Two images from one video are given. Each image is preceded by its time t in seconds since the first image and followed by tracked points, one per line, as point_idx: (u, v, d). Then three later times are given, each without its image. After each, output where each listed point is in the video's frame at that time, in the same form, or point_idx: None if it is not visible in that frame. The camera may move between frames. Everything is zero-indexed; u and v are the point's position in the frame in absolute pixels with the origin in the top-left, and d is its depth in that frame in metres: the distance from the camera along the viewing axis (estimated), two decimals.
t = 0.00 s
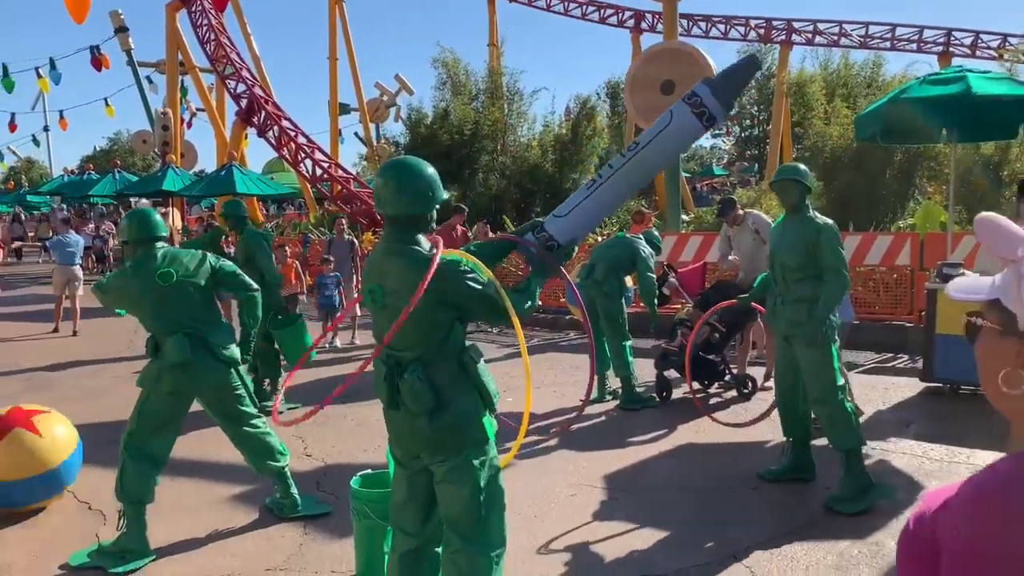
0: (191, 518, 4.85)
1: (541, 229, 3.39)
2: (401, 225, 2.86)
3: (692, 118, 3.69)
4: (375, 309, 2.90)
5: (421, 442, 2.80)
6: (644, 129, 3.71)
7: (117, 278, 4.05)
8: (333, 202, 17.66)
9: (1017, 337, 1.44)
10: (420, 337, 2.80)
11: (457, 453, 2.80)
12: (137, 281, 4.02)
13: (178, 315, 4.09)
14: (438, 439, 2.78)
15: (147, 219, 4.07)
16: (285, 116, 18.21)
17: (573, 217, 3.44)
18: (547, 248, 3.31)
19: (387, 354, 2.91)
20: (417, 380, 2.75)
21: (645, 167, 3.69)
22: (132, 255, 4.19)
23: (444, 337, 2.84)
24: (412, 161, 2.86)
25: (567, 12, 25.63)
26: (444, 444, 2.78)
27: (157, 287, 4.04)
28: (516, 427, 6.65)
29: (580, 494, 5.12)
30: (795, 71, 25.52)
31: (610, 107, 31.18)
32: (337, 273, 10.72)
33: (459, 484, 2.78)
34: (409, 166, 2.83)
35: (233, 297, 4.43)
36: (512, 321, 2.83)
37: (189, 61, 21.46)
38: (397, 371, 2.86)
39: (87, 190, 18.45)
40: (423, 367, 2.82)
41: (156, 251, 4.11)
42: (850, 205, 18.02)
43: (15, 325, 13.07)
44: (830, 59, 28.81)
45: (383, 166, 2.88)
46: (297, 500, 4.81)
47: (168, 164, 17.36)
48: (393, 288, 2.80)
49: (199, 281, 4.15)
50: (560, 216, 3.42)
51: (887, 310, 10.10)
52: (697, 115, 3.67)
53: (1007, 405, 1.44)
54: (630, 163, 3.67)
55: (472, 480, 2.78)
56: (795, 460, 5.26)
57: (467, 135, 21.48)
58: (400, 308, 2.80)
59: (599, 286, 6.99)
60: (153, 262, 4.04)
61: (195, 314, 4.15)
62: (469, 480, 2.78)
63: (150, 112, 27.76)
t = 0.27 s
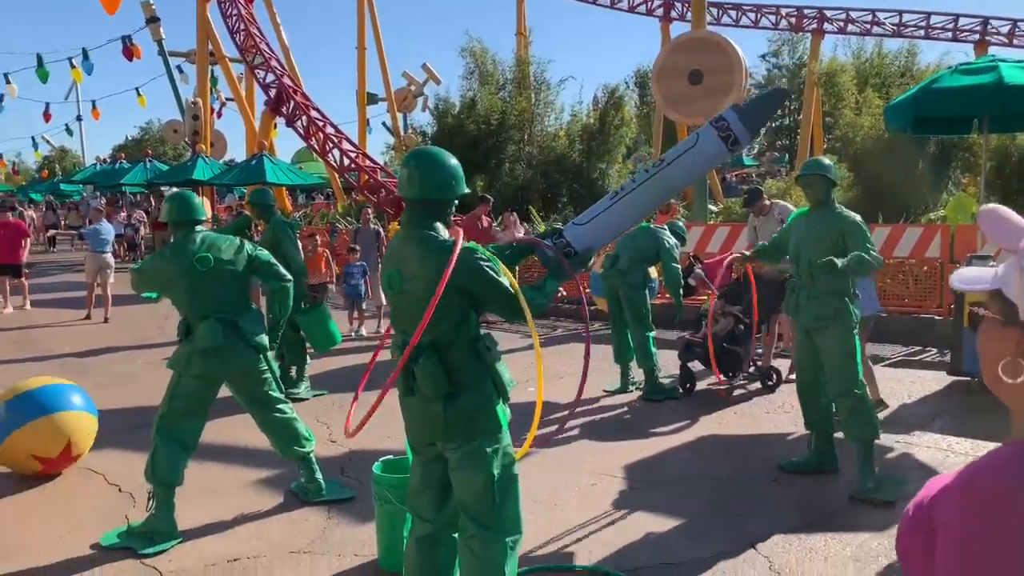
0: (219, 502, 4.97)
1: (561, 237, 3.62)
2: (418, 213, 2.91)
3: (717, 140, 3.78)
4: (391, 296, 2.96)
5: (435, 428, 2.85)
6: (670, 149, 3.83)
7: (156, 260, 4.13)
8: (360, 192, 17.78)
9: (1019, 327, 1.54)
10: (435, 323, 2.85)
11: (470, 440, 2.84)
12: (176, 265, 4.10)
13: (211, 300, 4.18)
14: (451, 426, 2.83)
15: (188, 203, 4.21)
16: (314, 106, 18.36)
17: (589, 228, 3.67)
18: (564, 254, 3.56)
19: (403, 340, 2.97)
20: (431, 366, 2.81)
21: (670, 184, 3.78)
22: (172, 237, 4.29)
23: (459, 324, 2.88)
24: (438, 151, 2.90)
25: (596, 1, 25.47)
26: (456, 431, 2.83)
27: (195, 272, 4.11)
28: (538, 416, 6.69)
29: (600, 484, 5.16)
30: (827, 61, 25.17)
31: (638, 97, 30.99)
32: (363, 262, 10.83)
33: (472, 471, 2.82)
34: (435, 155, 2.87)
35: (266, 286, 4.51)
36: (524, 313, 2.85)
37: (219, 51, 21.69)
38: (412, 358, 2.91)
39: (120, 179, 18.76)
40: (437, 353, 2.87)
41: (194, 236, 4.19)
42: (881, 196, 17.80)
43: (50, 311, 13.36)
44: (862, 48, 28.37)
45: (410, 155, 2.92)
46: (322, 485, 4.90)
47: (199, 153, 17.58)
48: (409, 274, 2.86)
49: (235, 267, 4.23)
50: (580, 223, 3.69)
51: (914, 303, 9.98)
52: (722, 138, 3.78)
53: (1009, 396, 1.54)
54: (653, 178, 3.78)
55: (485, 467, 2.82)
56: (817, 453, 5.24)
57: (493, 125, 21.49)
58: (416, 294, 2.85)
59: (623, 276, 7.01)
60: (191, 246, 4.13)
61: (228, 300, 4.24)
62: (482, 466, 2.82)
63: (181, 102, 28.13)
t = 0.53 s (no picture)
0: (241, 490, 5.07)
1: (571, 245, 3.32)
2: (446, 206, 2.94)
3: (726, 149, 3.59)
4: (410, 284, 2.97)
5: (450, 418, 2.87)
6: (678, 158, 3.60)
7: (191, 247, 4.20)
8: (382, 185, 17.87)
9: (1018, 318, 1.63)
10: (453, 314, 2.87)
11: (483, 431, 2.87)
12: (208, 253, 4.17)
13: (239, 290, 4.25)
14: (465, 417, 2.86)
15: (223, 192, 4.31)
16: (336, 99, 18.47)
17: (605, 235, 3.37)
18: (574, 263, 3.27)
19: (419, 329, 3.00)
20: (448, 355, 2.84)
21: (684, 189, 3.51)
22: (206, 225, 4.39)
23: (477, 316, 2.91)
24: (472, 149, 2.94)
25: None
26: (471, 422, 2.86)
27: (228, 261, 4.20)
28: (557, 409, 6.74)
29: (617, 475, 5.19)
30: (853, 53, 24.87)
31: (661, 90, 30.81)
32: (384, 254, 10.91)
33: (485, 462, 2.85)
34: (474, 155, 2.91)
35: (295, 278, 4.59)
36: (543, 309, 2.88)
37: (243, 45, 21.87)
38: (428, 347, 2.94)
39: (146, 171, 19.00)
40: (454, 343, 2.90)
41: (228, 225, 4.29)
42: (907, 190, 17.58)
43: (78, 302, 13.61)
44: (890, 40, 27.98)
45: (451, 157, 2.94)
46: (342, 474, 4.98)
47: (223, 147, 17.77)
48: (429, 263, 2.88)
49: (266, 258, 4.31)
50: (594, 231, 3.39)
51: (938, 298, 9.92)
52: (731, 147, 3.60)
53: (1010, 382, 1.62)
54: (667, 183, 3.49)
55: (498, 459, 2.85)
56: (836, 448, 5.24)
57: (515, 119, 21.51)
58: (435, 283, 2.87)
59: (643, 269, 7.01)
60: (225, 235, 4.21)
61: (256, 289, 4.32)
62: (495, 458, 2.85)
63: (205, 96, 28.42)
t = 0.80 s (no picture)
0: (253, 484, 5.14)
1: (581, 257, 3.39)
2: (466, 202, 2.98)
3: (734, 172, 3.61)
4: (423, 275, 3.00)
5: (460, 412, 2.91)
6: (688, 178, 3.62)
7: (214, 240, 4.26)
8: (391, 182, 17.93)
9: (1014, 314, 1.69)
10: (467, 309, 2.91)
11: (492, 426, 2.91)
12: (231, 247, 4.25)
13: (258, 284, 4.33)
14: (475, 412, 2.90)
15: (247, 186, 4.42)
16: (345, 97, 18.54)
17: (614, 250, 3.42)
18: (583, 274, 3.34)
19: (431, 322, 3.03)
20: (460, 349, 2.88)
21: (690, 212, 3.54)
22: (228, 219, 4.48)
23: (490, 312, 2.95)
24: (497, 153, 2.99)
25: None
26: (481, 417, 2.90)
27: (250, 256, 4.29)
28: (565, 406, 6.79)
29: (624, 471, 5.24)
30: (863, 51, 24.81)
31: (670, 87, 30.77)
32: (394, 252, 10.98)
33: (493, 458, 2.89)
34: (498, 158, 2.97)
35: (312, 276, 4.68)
36: (557, 311, 2.96)
37: (253, 43, 21.97)
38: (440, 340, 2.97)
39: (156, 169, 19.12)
40: (467, 337, 2.94)
41: (251, 220, 4.40)
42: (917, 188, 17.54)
43: (90, 299, 13.73)
44: (900, 37, 27.88)
45: (477, 162, 3.00)
46: (353, 469, 5.04)
47: (233, 144, 17.88)
48: (445, 256, 2.89)
49: (287, 254, 4.41)
50: (602, 244, 3.43)
51: (946, 296, 9.91)
52: (739, 169, 3.60)
53: (1009, 377, 1.69)
54: (675, 204, 3.52)
55: (507, 454, 2.89)
56: (843, 446, 5.26)
57: (524, 116, 21.56)
58: (449, 277, 2.90)
59: (652, 266, 7.04)
60: (247, 230, 4.31)
61: (275, 285, 4.40)
62: (503, 453, 2.89)
63: (216, 93, 28.57)
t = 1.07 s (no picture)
0: (256, 482, 5.16)
1: (589, 260, 3.40)
2: (476, 202, 3.01)
3: (742, 188, 3.76)
4: (433, 273, 3.03)
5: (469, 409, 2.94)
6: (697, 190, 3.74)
7: (224, 238, 4.26)
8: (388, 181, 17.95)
9: (1014, 311, 1.72)
10: (477, 307, 2.94)
11: (501, 423, 2.94)
12: (239, 246, 4.27)
13: (263, 283, 4.35)
14: (484, 408, 2.93)
15: (255, 185, 4.46)
16: (342, 96, 18.56)
17: (621, 254, 3.46)
18: (591, 277, 3.35)
19: (441, 320, 3.06)
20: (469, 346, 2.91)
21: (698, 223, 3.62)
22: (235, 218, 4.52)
23: (500, 309, 2.98)
24: (498, 147, 3.02)
25: None
26: (491, 414, 2.93)
27: (258, 254, 4.32)
28: (565, 404, 6.82)
29: (625, 469, 5.27)
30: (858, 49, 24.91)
31: (666, 86, 30.83)
32: (393, 251, 11.00)
33: (502, 455, 2.91)
34: (498, 152, 3.00)
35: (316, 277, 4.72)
36: (565, 309, 2.99)
37: (249, 43, 21.97)
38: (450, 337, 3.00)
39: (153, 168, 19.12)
40: (476, 335, 2.97)
41: (258, 218, 4.45)
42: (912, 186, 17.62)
43: (88, 299, 13.74)
44: (895, 36, 27.99)
45: (474, 152, 3.04)
46: (355, 467, 5.07)
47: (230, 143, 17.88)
48: (456, 254, 2.93)
49: (294, 254, 4.46)
50: (609, 248, 3.47)
51: (944, 293, 9.95)
52: (748, 185, 3.76)
53: (1012, 372, 1.70)
54: (683, 214, 3.60)
55: (516, 452, 2.91)
56: (842, 442, 5.30)
57: (520, 115, 21.61)
58: (460, 275, 2.93)
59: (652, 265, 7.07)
60: (254, 229, 4.35)
61: (281, 284, 4.43)
62: (513, 450, 2.91)
63: (212, 93, 28.56)
